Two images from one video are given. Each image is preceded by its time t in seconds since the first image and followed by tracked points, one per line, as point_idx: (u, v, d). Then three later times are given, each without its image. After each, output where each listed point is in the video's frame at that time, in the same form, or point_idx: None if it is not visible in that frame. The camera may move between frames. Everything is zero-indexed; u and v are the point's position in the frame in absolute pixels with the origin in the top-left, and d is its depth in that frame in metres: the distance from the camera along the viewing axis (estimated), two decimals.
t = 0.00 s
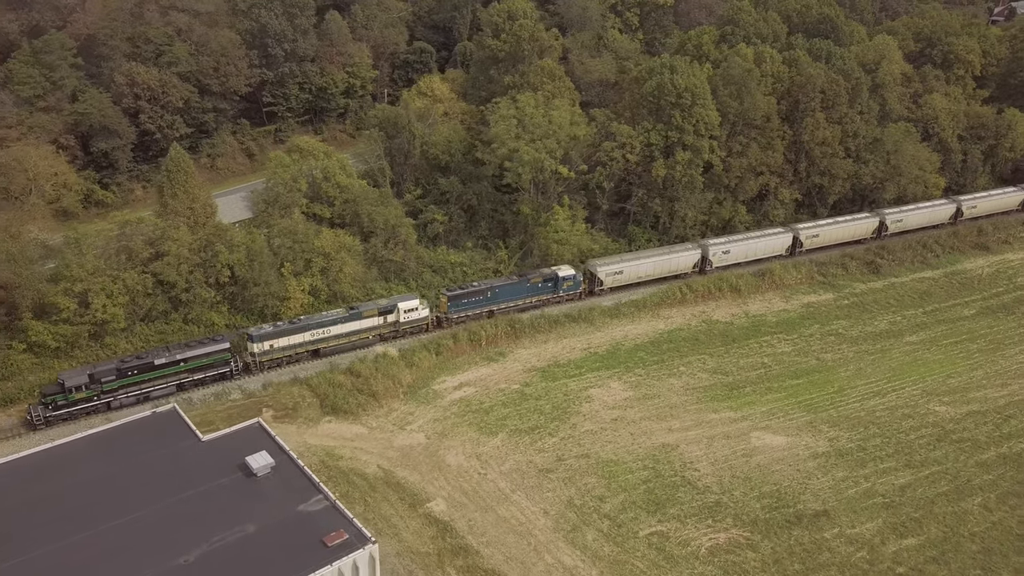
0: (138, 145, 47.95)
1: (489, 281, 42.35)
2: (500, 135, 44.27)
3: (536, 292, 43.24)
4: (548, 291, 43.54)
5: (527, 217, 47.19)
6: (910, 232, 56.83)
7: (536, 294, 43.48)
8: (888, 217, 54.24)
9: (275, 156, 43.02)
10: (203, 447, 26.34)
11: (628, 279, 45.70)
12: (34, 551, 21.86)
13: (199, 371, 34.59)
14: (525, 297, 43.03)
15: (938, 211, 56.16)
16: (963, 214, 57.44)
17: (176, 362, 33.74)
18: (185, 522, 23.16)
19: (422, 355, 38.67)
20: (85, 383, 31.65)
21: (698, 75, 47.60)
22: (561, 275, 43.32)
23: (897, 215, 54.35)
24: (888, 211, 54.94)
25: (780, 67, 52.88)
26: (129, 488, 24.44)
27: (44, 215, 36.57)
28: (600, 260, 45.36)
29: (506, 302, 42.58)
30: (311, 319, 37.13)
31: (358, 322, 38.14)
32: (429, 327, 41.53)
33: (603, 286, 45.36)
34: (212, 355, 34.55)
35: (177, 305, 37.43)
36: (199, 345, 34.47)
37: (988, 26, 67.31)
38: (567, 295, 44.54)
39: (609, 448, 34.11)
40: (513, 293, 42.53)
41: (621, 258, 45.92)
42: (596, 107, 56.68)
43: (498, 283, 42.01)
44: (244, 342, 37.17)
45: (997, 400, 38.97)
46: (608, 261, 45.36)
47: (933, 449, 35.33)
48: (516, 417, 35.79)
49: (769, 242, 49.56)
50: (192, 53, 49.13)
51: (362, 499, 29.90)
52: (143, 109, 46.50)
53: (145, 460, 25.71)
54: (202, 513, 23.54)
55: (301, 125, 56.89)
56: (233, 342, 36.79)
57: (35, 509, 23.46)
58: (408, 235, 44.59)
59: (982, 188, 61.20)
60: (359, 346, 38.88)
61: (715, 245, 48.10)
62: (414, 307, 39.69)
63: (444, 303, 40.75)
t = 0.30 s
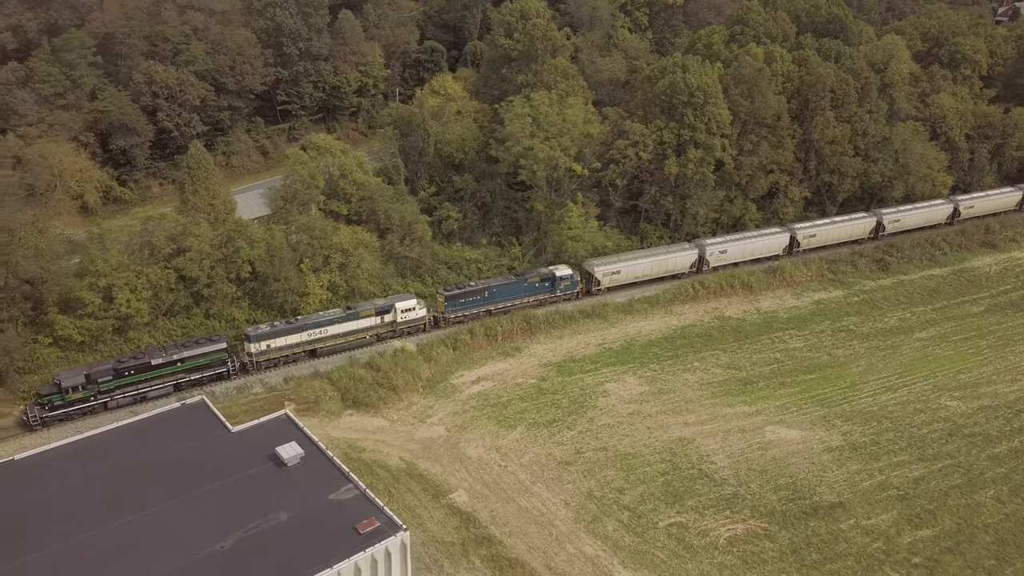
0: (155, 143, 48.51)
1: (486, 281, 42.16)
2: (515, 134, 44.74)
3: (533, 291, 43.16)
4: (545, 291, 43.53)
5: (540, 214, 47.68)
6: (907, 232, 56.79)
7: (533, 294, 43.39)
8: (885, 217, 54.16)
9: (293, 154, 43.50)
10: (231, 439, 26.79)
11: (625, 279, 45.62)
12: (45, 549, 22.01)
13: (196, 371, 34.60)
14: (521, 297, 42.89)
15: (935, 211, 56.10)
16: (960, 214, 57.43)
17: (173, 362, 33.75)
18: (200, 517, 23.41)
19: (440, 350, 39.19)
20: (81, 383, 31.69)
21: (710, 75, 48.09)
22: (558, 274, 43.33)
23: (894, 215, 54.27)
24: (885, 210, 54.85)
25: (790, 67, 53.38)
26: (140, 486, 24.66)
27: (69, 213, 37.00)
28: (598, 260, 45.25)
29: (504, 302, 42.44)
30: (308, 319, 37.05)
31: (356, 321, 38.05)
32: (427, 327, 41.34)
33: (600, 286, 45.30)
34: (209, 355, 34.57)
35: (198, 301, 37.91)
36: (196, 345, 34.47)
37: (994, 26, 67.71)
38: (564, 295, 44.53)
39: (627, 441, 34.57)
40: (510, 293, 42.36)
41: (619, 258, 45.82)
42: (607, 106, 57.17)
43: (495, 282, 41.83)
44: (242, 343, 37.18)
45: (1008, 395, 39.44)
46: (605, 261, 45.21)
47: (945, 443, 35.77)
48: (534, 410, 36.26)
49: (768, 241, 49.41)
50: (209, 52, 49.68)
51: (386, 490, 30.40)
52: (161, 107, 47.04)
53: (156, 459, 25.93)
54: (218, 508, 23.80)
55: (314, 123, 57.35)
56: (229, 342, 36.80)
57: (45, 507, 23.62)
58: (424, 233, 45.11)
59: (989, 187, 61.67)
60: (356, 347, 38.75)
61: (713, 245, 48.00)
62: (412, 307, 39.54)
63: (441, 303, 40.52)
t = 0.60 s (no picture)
0: (174, 141, 48.89)
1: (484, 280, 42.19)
2: (531, 132, 45.24)
3: (531, 291, 43.16)
4: (543, 291, 43.55)
5: (555, 212, 48.19)
6: (904, 232, 56.95)
7: (531, 294, 43.41)
8: (883, 218, 54.30)
9: (312, 152, 44.00)
10: (261, 430, 27.26)
11: (624, 279, 45.58)
12: (72, 541, 22.35)
13: (195, 371, 34.42)
14: (519, 297, 42.90)
15: (934, 212, 56.25)
16: (959, 215, 57.62)
17: (171, 362, 33.57)
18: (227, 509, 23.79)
19: (458, 345, 39.73)
20: (80, 384, 31.48)
21: (723, 74, 48.63)
22: (557, 274, 43.36)
23: (892, 216, 54.46)
24: (884, 210, 54.99)
25: (801, 66, 53.89)
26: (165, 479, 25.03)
27: (94, 207, 37.85)
28: (597, 260, 45.24)
29: (502, 302, 42.47)
30: (307, 319, 36.96)
31: (354, 321, 37.99)
32: (426, 327, 41.36)
33: (599, 286, 45.28)
34: (208, 355, 34.42)
35: (222, 296, 38.46)
36: (195, 345, 34.30)
37: (1002, 26, 68.14)
38: (563, 295, 44.51)
39: (645, 434, 35.05)
40: (509, 293, 42.42)
41: (618, 258, 45.80)
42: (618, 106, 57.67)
43: (494, 282, 41.88)
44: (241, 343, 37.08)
45: (1020, 391, 39.91)
46: (604, 261, 45.20)
47: (958, 437, 36.22)
48: (553, 404, 36.73)
49: (766, 242, 49.46)
50: (226, 51, 50.19)
51: (411, 481, 30.91)
52: (180, 105, 47.60)
53: (181, 452, 26.28)
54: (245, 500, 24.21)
55: (328, 122, 57.79)
56: (228, 342, 36.70)
57: (74, 500, 23.99)
58: (441, 230, 45.65)
59: (997, 186, 62.13)
60: (354, 347, 38.68)
61: (712, 244, 48.04)
62: (411, 306, 39.50)
63: (440, 303, 40.57)
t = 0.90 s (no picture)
0: (193, 138, 49.37)
1: (483, 280, 42.33)
2: (548, 129, 45.75)
3: (531, 291, 43.31)
4: (543, 290, 43.69)
5: (570, 209, 48.70)
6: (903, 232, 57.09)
7: (531, 294, 43.56)
8: (883, 217, 54.51)
9: (331, 150, 44.48)
10: (293, 422, 27.72)
11: (623, 278, 45.73)
12: (97, 532, 22.55)
13: (195, 371, 34.32)
14: (518, 297, 43.03)
15: (933, 211, 56.43)
16: (957, 214, 57.77)
17: (171, 362, 33.43)
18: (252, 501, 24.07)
19: (478, 340, 40.27)
20: (80, 384, 31.27)
21: (736, 73, 49.14)
22: (556, 274, 43.57)
23: (891, 215, 54.66)
24: (883, 210, 55.20)
25: (812, 65, 54.41)
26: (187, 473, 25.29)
27: (121, 202, 38.09)
28: (596, 259, 45.41)
29: (503, 301, 42.64)
30: (307, 319, 36.90)
31: (355, 321, 37.97)
32: (426, 327, 41.45)
33: (598, 285, 45.42)
34: (208, 355, 34.30)
35: (246, 291, 38.92)
36: (196, 345, 34.17)
37: (1009, 25, 68.59)
38: (563, 294, 44.64)
39: (665, 427, 35.56)
40: (509, 292, 42.57)
41: (617, 257, 45.94)
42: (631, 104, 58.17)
43: (493, 282, 42.02)
44: (241, 342, 36.98)
45: None
46: (603, 260, 45.33)
47: (973, 430, 36.68)
48: (573, 398, 37.20)
49: (765, 242, 49.61)
50: (245, 50, 50.71)
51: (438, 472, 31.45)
52: (200, 103, 48.00)
53: (202, 447, 26.57)
54: (270, 492, 24.51)
55: (343, 120, 58.23)
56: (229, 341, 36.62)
57: (108, 489, 24.39)
58: (458, 227, 46.21)
59: (1004, 184, 62.63)
60: (354, 346, 38.70)
61: (711, 244, 48.15)
62: (411, 306, 39.54)
63: (440, 302, 40.77)
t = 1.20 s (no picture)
0: (212, 136, 49.92)
1: (484, 279, 42.15)
2: (565, 127, 46.25)
3: (532, 290, 43.18)
4: (543, 289, 43.56)
5: (586, 206, 49.21)
6: (903, 232, 56.82)
7: (532, 292, 43.42)
8: (883, 216, 54.34)
9: (351, 147, 44.99)
10: (326, 412, 28.26)
11: (624, 276, 45.65)
12: (139, 522, 23.24)
13: (197, 371, 34.50)
14: (519, 296, 42.88)
15: (934, 209, 56.19)
16: (958, 213, 57.43)
17: (173, 362, 33.58)
18: (282, 490, 24.60)
19: (498, 334, 40.80)
20: (82, 384, 31.40)
21: (751, 71, 49.62)
22: (557, 273, 43.39)
23: (891, 214, 54.48)
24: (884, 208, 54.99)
25: (824, 63, 54.90)
26: (216, 462, 25.83)
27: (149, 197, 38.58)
28: (597, 257, 45.30)
29: (503, 300, 42.49)
30: (309, 318, 36.91)
31: (356, 320, 37.97)
32: (427, 326, 41.29)
33: (599, 284, 45.25)
34: (209, 355, 34.48)
35: (270, 286, 39.41)
36: (197, 345, 34.35)
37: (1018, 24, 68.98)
38: (563, 293, 44.51)
39: (685, 420, 36.05)
40: (509, 291, 42.43)
41: (618, 256, 45.82)
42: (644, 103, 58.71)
43: (494, 280, 41.83)
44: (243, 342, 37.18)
45: None
46: (604, 259, 45.33)
47: (988, 423, 37.15)
48: (593, 391, 37.70)
49: (764, 240, 49.44)
50: (263, 48, 51.28)
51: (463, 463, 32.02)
52: (219, 101, 48.68)
53: (231, 437, 27.12)
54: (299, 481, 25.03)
55: (358, 118, 58.71)
56: (230, 341, 36.66)
57: (147, 479, 25.04)
58: (475, 223, 46.76)
59: (1014, 182, 63.08)
60: (356, 345, 38.71)
61: (711, 242, 48.09)
62: (412, 306, 39.42)
63: (440, 301, 40.58)
